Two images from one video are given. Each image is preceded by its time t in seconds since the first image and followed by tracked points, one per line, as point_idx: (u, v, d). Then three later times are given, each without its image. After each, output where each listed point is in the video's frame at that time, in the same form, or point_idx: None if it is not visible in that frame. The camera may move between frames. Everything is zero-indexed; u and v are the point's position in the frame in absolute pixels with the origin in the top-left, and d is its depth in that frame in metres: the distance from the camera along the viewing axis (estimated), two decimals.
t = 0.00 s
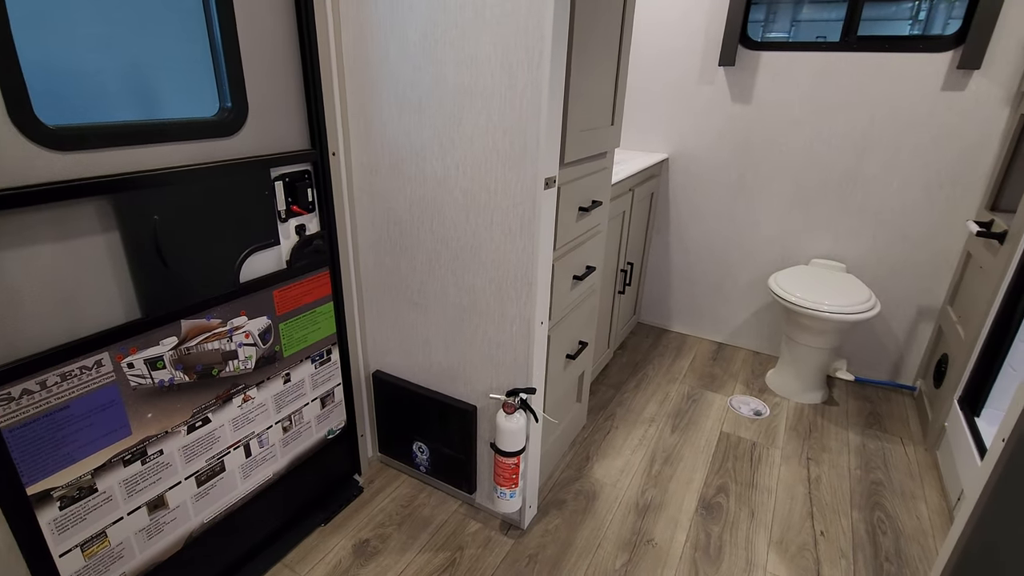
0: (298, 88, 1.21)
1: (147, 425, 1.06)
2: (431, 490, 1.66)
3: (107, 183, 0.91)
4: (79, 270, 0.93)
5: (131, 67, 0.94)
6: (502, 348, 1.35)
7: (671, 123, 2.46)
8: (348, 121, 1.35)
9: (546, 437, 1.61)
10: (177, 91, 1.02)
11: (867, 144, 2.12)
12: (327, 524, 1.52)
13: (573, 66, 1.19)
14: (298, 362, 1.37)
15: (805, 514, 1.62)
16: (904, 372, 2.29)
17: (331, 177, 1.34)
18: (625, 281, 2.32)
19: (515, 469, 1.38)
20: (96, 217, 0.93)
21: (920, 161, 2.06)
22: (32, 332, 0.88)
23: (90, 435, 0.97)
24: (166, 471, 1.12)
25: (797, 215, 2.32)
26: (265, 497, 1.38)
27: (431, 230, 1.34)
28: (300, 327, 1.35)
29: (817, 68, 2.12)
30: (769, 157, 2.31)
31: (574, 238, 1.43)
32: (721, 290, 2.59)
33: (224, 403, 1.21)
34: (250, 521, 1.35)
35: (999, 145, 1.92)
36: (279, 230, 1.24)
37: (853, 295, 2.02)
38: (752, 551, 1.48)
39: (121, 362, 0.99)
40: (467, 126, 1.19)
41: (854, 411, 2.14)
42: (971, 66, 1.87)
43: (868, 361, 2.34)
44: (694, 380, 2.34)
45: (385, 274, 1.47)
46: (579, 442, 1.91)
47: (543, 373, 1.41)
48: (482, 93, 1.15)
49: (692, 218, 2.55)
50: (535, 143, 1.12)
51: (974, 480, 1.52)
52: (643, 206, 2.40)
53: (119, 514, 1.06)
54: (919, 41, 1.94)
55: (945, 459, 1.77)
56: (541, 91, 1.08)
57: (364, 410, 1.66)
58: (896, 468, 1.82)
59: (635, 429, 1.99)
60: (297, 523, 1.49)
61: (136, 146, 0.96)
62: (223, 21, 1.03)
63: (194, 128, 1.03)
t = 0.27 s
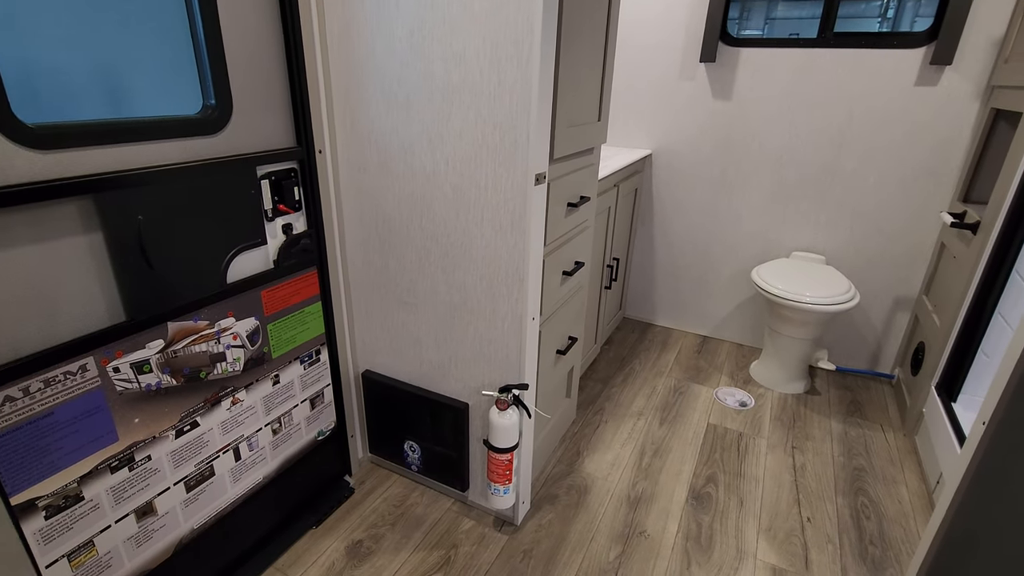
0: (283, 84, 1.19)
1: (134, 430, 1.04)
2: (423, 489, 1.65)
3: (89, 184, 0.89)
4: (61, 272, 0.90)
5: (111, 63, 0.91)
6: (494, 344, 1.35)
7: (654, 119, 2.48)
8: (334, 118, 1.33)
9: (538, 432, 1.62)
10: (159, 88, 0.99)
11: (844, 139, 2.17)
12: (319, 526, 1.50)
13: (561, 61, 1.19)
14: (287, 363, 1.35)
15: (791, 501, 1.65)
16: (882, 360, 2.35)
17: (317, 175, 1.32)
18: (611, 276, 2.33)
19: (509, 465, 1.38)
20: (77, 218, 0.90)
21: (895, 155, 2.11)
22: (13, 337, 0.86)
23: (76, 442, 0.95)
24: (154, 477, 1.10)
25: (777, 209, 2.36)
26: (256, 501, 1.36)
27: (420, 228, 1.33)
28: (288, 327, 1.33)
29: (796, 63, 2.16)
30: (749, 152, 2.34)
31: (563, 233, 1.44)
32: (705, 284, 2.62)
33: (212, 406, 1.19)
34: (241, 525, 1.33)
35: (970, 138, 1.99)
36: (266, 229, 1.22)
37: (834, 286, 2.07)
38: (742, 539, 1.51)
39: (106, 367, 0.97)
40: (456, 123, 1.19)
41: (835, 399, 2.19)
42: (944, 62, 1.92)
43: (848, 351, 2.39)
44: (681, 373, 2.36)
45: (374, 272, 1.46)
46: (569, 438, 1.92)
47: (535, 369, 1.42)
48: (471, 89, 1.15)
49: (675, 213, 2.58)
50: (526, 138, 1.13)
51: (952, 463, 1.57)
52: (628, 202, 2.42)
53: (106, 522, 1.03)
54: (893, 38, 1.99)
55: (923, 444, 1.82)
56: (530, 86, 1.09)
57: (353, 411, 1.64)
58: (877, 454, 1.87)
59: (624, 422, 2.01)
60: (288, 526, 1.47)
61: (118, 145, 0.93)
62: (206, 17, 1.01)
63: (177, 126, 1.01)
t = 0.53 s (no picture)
0: (267, 80, 1.18)
1: (119, 433, 1.02)
2: (415, 487, 1.65)
3: (70, 182, 0.87)
4: (43, 273, 0.88)
5: (90, 59, 0.89)
6: (484, 341, 1.34)
7: (639, 115, 2.49)
8: (320, 115, 1.32)
9: (529, 428, 1.62)
10: (141, 84, 0.97)
11: (826, 133, 2.20)
12: (310, 527, 1.49)
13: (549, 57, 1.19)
14: (275, 363, 1.34)
15: (780, 491, 1.68)
16: (866, 352, 2.40)
17: (303, 173, 1.30)
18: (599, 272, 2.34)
19: (500, 461, 1.38)
20: (57, 218, 0.88)
21: (876, 149, 2.15)
22: None
23: (60, 447, 0.93)
24: (142, 480, 1.09)
25: (762, 204, 2.39)
26: (245, 503, 1.35)
27: (409, 225, 1.32)
28: (276, 327, 1.32)
29: (778, 59, 2.18)
30: (734, 148, 2.36)
31: (552, 229, 1.44)
32: (692, 278, 2.65)
33: (200, 408, 1.18)
34: (230, 528, 1.32)
35: (948, 132, 2.03)
36: (252, 227, 1.21)
37: (818, 279, 2.10)
38: (732, 530, 1.53)
39: (90, 369, 0.95)
40: (444, 119, 1.18)
41: (820, 391, 2.23)
42: (923, 57, 1.95)
43: (832, 343, 2.43)
44: (669, 367, 2.38)
45: (362, 270, 1.45)
46: (560, 433, 1.92)
47: (526, 365, 1.42)
48: (459, 84, 1.14)
49: (661, 209, 2.59)
50: (514, 134, 1.12)
51: (935, 451, 1.60)
52: (615, 198, 2.42)
53: (92, 527, 1.02)
54: (873, 34, 2.02)
55: (907, 433, 1.86)
56: (518, 81, 1.08)
57: (343, 410, 1.63)
58: (862, 444, 1.91)
59: (614, 417, 2.02)
60: (279, 528, 1.46)
61: (100, 143, 0.91)
62: (188, 12, 1.00)
63: (160, 123, 0.99)
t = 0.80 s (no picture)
0: (249, 74, 1.16)
1: (101, 435, 1.00)
2: (405, 486, 1.64)
3: (45, 179, 0.85)
4: (16, 272, 0.86)
5: (65, 52, 0.87)
6: (473, 337, 1.34)
7: (627, 110, 2.49)
8: (303, 109, 1.30)
9: (519, 424, 1.61)
10: (118, 77, 0.95)
11: (813, 127, 2.21)
12: (299, 527, 1.48)
13: (535, 49, 1.18)
14: (261, 362, 1.32)
15: (769, 483, 1.69)
16: (852, 344, 2.42)
17: (287, 169, 1.29)
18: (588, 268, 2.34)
19: (491, 458, 1.38)
20: (32, 216, 0.86)
21: (862, 143, 2.16)
22: None
23: (38, 450, 0.91)
24: (124, 483, 1.06)
25: (750, 198, 2.40)
26: (232, 504, 1.33)
27: (396, 221, 1.31)
28: (261, 326, 1.30)
29: (765, 53, 2.19)
30: (722, 142, 2.37)
31: (540, 224, 1.43)
32: (681, 273, 2.65)
33: (184, 408, 1.16)
34: (217, 529, 1.30)
35: (932, 125, 2.05)
36: (235, 225, 1.19)
37: (805, 273, 2.11)
38: (723, 522, 1.54)
39: (68, 370, 0.93)
40: (430, 113, 1.17)
41: (808, 383, 2.24)
42: (907, 51, 1.97)
43: (820, 336, 2.45)
44: (659, 362, 2.39)
45: (349, 267, 1.43)
46: (551, 429, 1.92)
47: (515, 361, 1.41)
48: (445, 78, 1.13)
49: (650, 204, 2.59)
50: (501, 127, 1.11)
51: (921, 441, 1.62)
52: (604, 193, 2.42)
53: (74, 532, 1.00)
54: (859, 28, 2.03)
55: (893, 424, 1.88)
56: (505, 73, 1.07)
57: (331, 409, 1.61)
58: (850, 435, 1.92)
59: (605, 412, 2.02)
60: (267, 529, 1.44)
61: (75, 138, 0.89)
62: (165, 4, 0.97)
63: (139, 117, 0.97)
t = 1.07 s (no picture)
0: (233, 71, 1.14)
1: (85, 438, 0.99)
2: (397, 485, 1.63)
3: (23, 178, 0.83)
4: None
5: (45, 49, 0.86)
6: (463, 335, 1.33)
7: (618, 106, 2.48)
8: (289, 107, 1.29)
9: (511, 422, 1.61)
10: (100, 74, 0.94)
11: (803, 123, 2.21)
12: (290, 528, 1.47)
13: (523, 45, 1.17)
14: (249, 363, 1.31)
15: (760, 478, 1.70)
16: (843, 339, 2.43)
17: (273, 167, 1.27)
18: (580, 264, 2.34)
19: (482, 456, 1.37)
20: (10, 216, 0.84)
21: (851, 139, 2.17)
22: None
23: (20, 454, 0.90)
24: (110, 486, 1.05)
25: (741, 194, 2.40)
26: (221, 505, 1.32)
27: (384, 219, 1.30)
28: (249, 325, 1.29)
29: (755, 49, 2.19)
30: (712, 138, 2.37)
31: (530, 221, 1.42)
32: (673, 269, 2.66)
33: (170, 410, 1.14)
34: (206, 531, 1.29)
35: (921, 121, 2.05)
36: (220, 224, 1.17)
37: (795, 268, 2.12)
38: (714, 517, 1.54)
39: (50, 373, 0.92)
40: (417, 110, 1.16)
41: (799, 378, 2.25)
42: (895, 46, 1.97)
43: (811, 331, 2.46)
44: (651, 358, 2.39)
45: (338, 266, 1.42)
46: (543, 426, 1.92)
47: (506, 359, 1.41)
48: (431, 75, 1.12)
49: (641, 200, 2.59)
50: (489, 124, 1.11)
51: (909, 434, 1.63)
52: (595, 190, 2.42)
53: (59, 536, 0.98)
54: (848, 23, 2.04)
55: (883, 418, 1.89)
56: (492, 70, 1.07)
57: (321, 408, 1.60)
58: (840, 429, 1.94)
59: (596, 409, 2.02)
60: (257, 530, 1.43)
61: (54, 137, 0.88)
62: None
63: (120, 116, 0.95)
